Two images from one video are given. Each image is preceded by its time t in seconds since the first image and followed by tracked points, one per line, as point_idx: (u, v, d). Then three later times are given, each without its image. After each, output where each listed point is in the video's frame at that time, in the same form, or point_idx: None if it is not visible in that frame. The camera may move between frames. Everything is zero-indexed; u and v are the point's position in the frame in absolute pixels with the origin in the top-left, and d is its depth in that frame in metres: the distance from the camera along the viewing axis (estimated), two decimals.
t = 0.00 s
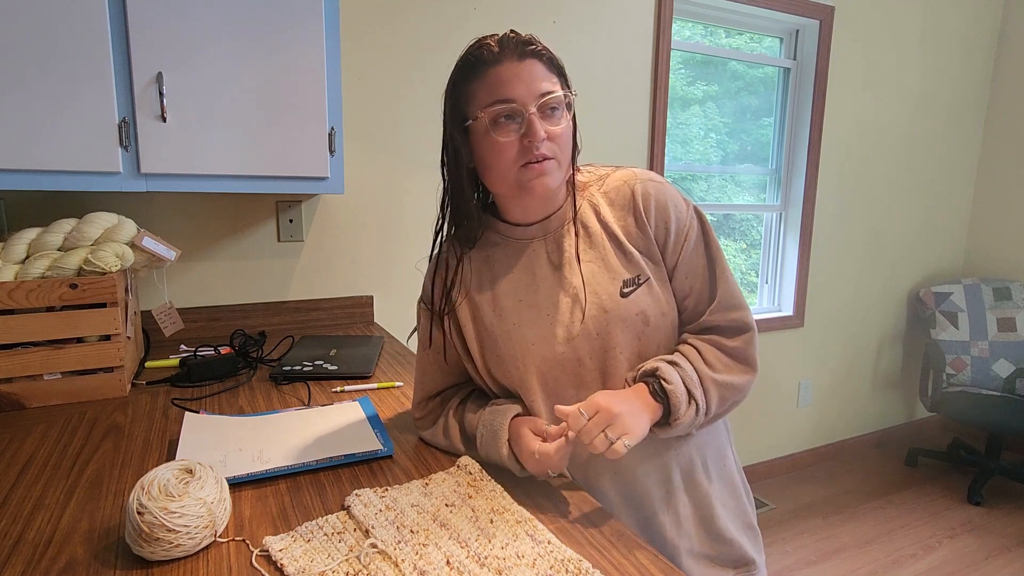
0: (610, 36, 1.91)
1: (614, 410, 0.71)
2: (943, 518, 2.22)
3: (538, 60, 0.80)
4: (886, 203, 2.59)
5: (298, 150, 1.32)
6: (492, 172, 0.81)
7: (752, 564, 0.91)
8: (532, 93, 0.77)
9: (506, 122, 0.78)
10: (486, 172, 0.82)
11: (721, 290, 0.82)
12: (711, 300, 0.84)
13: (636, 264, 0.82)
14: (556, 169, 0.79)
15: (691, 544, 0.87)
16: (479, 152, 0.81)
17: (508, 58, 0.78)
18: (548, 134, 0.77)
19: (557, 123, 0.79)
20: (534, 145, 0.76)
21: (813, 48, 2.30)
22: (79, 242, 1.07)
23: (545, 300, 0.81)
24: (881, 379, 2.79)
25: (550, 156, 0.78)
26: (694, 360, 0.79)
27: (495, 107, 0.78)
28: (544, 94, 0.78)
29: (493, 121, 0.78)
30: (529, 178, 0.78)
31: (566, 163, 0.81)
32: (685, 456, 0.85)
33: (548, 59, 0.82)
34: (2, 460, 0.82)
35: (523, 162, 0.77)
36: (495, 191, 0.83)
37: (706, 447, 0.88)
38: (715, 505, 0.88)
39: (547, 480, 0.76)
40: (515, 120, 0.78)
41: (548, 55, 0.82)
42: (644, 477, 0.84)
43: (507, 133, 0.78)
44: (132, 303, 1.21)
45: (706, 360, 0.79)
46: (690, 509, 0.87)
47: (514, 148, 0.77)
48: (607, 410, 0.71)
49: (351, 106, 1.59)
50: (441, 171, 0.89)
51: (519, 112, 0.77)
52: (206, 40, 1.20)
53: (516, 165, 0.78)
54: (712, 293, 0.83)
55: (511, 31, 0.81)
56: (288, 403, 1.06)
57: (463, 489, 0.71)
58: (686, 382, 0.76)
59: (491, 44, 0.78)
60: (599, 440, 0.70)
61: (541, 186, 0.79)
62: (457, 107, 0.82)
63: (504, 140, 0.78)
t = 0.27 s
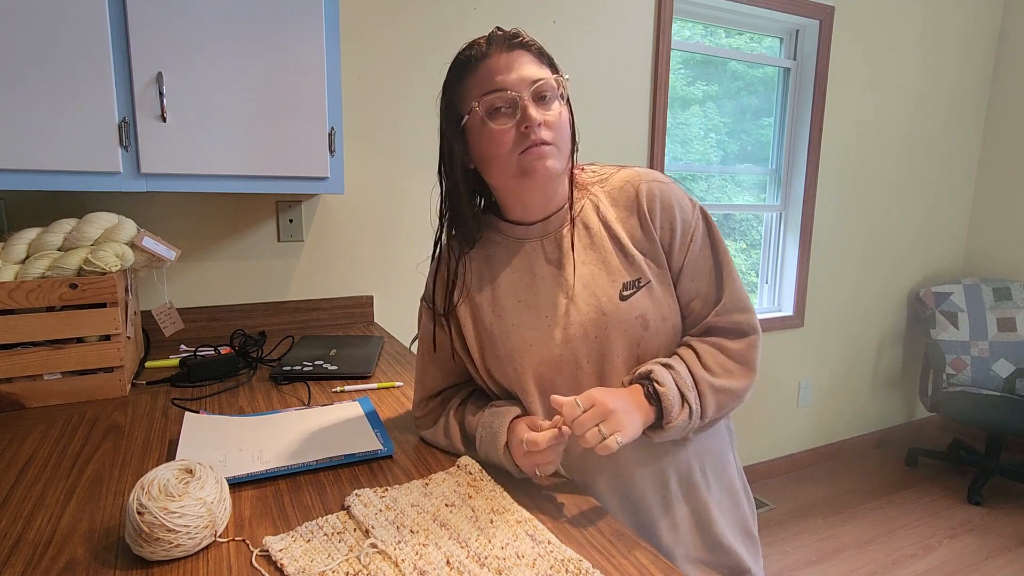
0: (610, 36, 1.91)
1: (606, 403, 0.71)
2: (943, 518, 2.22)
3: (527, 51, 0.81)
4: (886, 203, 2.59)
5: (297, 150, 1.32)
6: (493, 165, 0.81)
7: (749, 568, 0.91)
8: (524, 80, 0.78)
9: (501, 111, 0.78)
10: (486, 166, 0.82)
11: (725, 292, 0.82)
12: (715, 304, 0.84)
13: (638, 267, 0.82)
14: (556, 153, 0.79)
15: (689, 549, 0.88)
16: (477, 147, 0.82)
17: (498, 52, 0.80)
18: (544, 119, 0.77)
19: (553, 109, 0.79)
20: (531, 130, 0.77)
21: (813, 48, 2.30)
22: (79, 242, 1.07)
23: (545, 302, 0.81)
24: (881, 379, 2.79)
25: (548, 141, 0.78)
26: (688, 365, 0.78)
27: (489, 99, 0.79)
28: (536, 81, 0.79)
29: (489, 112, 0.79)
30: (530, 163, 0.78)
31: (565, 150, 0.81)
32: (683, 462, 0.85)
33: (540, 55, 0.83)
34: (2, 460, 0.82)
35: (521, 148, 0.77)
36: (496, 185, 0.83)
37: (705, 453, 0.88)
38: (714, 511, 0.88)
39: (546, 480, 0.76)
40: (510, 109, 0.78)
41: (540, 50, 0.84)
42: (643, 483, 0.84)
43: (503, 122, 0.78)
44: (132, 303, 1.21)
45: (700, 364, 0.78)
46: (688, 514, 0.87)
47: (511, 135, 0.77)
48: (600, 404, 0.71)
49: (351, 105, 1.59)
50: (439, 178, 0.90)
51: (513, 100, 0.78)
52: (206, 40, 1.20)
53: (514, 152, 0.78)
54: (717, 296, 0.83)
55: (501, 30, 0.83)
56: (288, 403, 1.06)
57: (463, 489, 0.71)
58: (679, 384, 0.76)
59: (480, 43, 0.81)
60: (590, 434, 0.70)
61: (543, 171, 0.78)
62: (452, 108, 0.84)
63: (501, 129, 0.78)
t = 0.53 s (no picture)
0: (610, 36, 1.91)
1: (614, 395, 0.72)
2: (943, 518, 2.22)
3: (509, 54, 0.81)
4: (886, 203, 2.59)
5: (297, 150, 1.32)
6: (494, 170, 0.81)
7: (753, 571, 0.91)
8: (511, 84, 0.78)
9: (495, 117, 0.78)
10: (488, 173, 0.82)
11: (734, 288, 0.82)
12: (725, 299, 0.84)
13: (643, 263, 0.82)
14: (556, 150, 0.79)
15: (691, 551, 0.87)
16: (475, 155, 0.82)
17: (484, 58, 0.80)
18: (538, 118, 0.77)
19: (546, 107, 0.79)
20: (527, 130, 0.77)
21: (813, 47, 2.30)
22: (79, 242, 1.07)
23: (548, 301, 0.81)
24: (881, 379, 2.79)
25: (546, 139, 0.78)
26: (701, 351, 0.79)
27: (480, 107, 0.79)
28: (522, 83, 0.79)
29: (483, 120, 0.79)
30: (533, 163, 0.77)
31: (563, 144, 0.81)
32: (688, 464, 0.85)
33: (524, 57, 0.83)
34: (2, 460, 0.82)
35: (521, 149, 0.77)
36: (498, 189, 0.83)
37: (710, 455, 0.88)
38: (718, 513, 0.87)
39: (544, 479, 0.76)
40: (503, 113, 0.78)
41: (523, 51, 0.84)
42: (643, 485, 0.85)
43: (498, 127, 0.78)
44: (132, 303, 1.21)
45: (714, 350, 0.79)
46: (691, 516, 0.87)
47: (508, 139, 0.77)
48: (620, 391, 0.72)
49: (351, 106, 1.59)
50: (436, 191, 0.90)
51: (504, 104, 0.78)
52: (206, 40, 1.20)
53: (514, 155, 0.78)
54: (727, 290, 0.83)
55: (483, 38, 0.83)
56: (288, 403, 1.06)
57: (463, 489, 0.71)
58: (693, 369, 0.77)
59: (461, 53, 0.81)
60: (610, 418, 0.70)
61: (545, 169, 0.78)
62: (443, 121, 0.84)
63: (497, 135, 0.78)
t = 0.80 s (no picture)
0: (610, 36, 1.91)
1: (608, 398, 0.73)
2: (943, 518, 2.22)
3: (507, 60, 0.80)
4: (887, 203, 2.59)
5: (297, 150, 1.32)
6: (488, 180, 0.81)
7: (760, 570, 0.90)
8: (506, 95, 0.78)
9: (488, 129, 0.78)
10: (483, 181, 0.83)
11: (735, 287, 0.82)
12: (725, 298, 0.84)
13: (644, 264, 0.82)
14: (550, 162, 0.79)
15: (699, 550, 0.87)
16: (471, 163, 0.82)
17: (479, 64, 0.79)
18: (531, 130, 0.77)
19: (541, 116, 0.79)
20: (519, 144, 0.77)
21: (813, 47, 2.30)
22: (79, 242, 1.07)
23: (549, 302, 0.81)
24: (881, 379, 2.79)
25: (539, 151, 0.78)
26: (699, 353, 0.79)
27: (474, 118, 0.79)
28: (518, 92, 0.78)
29: (476, 132, 0.79)
30: (525, 177, 0.78)
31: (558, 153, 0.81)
32: (689, 458, 0.86)
33: (521, 59, 0.82)
34: (2, 460, 0.82)
35: (514, 162, 0.77)
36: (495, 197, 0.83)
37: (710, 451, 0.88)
38: (723, 510, 0.87)
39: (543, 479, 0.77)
40: (497, 125, 0.78)
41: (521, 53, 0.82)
42: (647, 482, 0.84)
43: (491, 139, 0.78)
44: (132, 304, 1.21)
45: (712, 352, 0.80)
46: (696, 513, 0.87)
47: (501, 152, 0.78)
48: (613, 397, 0.73)
49: (351, 106, 1.59)
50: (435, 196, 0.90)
51: (498, 116, 0.78)
52: (206, 40, 1.20)
53: (507, 168, 0.78)
54: (727, 289, 0.84)
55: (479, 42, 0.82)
56: (288, 403, 1.06)
57: (463, 489, 0.71)
58: (692, 374, 0.77)
59: (457, 58, 0.80)
60: (600, 426, 0.71)
61: (537, 182, 0.78)
62: (441, 126, 0.84)
63: (490, 147, 0.78)
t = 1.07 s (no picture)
0: (609, 36, 1.91)
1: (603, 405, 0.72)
2: (943, 518, 2.22)
3: (506, 62, 0.80)
4: (886, 203, 2.59)
5: (297, 150, 1.32)
6: (488, 183, 0.81)
7: (760, 567, 0.90)
8: (507, 98, 0.77)
9: (489, 132, 0.78)
10: (482, 184, 0.82)
11: (735, 285, 0.82)
12: (724, 296, 0.84)
13: (644, 264, 0.82)
14: (550, 164, 0.79)
15: (700, 548, 0.87)
16: (470, 166, 0.82)
17: (478, 66, 0.78)
18: (532, 133, 0.77)
19: (540, 119, 0.79)
20: (520, 147, 0.76)
21: (813, 47, 2.30)
22: (79, 242, 1.07)
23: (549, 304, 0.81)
24: (881, 379, 2.79)
25: (540, 154, 0.78)
26: (700, 356, 0.79)
27: (475, 121, 0.79)
28: (519, 95, 0.78)
29: (477, 135, 0.79)
30: (526, 180, 0.78)
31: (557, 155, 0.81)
32: (690, 455, 0.86)
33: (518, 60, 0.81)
34: (2, 460, 0.82)
35: (515, 166, 0.77)
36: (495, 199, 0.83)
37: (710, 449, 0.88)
38: (723, 508, 0.87)
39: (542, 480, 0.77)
40: (497, 128, 0.78)
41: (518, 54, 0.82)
42: (648, 481, 0.84)
43: (492, 143, 0.78)
44: (132, 304, 1.21)
45: (713, 354, 0.80)
46: (696, 511, 0.87)
47: (502, 156, 0.77)
48: (612, 405, 0.72)
49: (351, 106, 1.59)
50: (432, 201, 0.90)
51: (499, 120, 0.77)
52: (206, 40, 1.20)
53: (508, 172, 0.78)
54: (727, 288, 0.84)
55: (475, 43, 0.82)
56: (288, 404, 1.06)
57: (463, 489, 0.71)
58: (693, 378, 0.77)
59: (456, 60, 0.79)
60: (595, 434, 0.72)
61: (538, 185, 0.79)
62: (439, 130, 0.84)
63: (491, 151, 0.78)
